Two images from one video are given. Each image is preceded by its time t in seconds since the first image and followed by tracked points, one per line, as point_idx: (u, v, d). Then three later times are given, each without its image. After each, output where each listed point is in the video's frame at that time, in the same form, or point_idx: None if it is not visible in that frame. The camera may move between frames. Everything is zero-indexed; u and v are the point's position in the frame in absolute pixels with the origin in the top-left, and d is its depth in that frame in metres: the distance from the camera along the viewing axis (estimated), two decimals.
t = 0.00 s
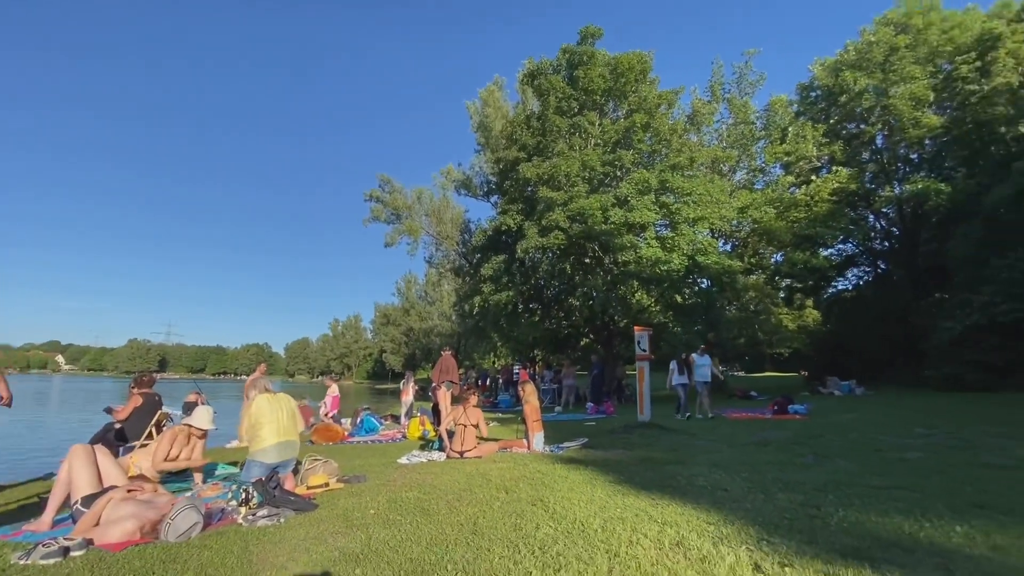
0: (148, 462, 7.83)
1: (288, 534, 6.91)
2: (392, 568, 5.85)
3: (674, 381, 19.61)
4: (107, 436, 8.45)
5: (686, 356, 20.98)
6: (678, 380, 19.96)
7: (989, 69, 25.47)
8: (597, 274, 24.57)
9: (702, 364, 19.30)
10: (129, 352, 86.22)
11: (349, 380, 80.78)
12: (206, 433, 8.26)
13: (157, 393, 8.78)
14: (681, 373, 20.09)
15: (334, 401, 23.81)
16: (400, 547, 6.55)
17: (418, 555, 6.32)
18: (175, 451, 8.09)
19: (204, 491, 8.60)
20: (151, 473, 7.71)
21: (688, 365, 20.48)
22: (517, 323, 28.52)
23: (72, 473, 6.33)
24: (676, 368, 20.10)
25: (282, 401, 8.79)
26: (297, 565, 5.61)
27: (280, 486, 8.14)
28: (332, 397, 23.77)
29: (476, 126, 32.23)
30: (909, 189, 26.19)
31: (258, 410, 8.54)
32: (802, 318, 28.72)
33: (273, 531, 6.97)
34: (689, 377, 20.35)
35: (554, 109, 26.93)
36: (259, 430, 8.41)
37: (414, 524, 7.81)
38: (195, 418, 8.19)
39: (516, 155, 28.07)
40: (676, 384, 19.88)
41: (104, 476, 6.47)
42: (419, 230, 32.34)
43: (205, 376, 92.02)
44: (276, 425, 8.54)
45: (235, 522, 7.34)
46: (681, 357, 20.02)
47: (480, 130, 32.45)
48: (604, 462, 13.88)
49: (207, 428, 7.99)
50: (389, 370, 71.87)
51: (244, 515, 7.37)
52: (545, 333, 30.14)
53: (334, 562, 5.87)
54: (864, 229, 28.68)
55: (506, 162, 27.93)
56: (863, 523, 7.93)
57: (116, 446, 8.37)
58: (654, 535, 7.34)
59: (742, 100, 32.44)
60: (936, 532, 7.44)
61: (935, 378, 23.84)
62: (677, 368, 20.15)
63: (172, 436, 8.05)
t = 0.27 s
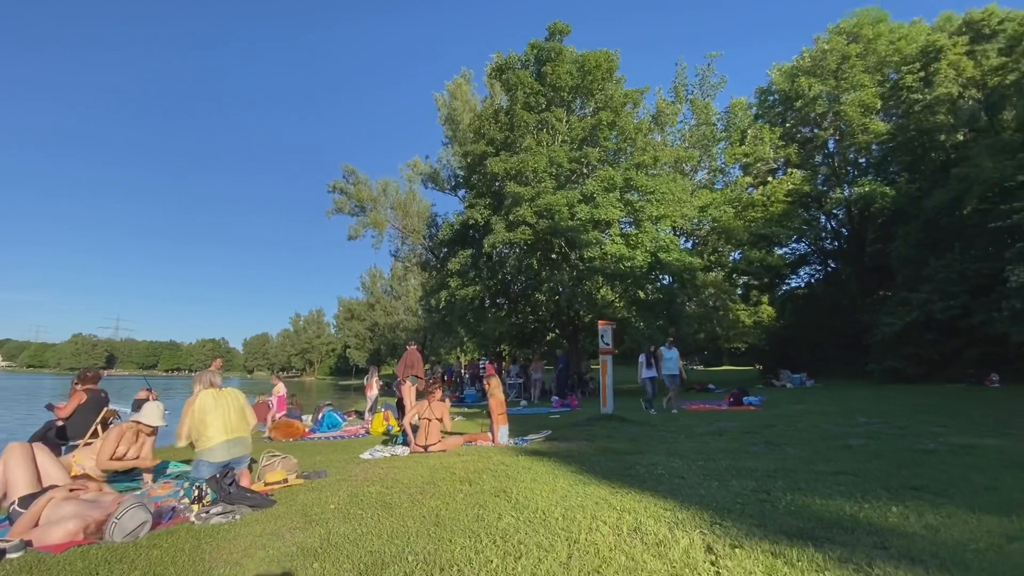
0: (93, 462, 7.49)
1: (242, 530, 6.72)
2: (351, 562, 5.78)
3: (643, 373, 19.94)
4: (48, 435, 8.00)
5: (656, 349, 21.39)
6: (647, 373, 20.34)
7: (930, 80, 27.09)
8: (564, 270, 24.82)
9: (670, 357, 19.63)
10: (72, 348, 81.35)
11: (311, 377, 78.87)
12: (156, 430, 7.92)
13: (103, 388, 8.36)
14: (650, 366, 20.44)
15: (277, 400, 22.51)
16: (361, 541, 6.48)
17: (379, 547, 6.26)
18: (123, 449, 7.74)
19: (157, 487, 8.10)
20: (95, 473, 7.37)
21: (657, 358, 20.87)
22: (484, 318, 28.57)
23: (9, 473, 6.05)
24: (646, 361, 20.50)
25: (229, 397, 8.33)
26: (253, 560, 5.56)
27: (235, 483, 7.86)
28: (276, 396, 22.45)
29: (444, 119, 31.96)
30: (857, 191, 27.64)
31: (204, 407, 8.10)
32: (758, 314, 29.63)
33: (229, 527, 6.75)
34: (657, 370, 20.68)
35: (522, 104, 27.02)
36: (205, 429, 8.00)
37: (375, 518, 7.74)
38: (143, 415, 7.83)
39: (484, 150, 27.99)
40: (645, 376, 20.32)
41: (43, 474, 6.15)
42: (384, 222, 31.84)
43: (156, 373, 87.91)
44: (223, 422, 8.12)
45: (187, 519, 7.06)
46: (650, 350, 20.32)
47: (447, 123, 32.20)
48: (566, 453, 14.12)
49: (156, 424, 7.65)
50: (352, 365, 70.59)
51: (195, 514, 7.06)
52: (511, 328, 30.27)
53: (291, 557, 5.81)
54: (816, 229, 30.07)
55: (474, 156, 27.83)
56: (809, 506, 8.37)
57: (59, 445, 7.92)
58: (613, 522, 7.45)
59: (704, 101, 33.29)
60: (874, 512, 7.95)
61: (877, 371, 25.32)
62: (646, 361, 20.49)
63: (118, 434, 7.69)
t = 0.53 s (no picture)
0: (34, 461, 6.99)
1: (197, 528, 6.47)
2: (312, 556, 5.68)
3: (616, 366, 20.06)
4: None
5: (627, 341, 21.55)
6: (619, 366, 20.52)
7: (880, 88, 28.49)
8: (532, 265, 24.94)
9: (642, 350, 19.85)
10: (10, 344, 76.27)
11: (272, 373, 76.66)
12: (104, 427, 7.46)
13: (47, 384, 7.83)
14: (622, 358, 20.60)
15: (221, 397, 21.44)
16: (322, 535, 6.36)
17: (341, 541, 6.14)
18: (66, 448, 7.25)
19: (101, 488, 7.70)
20: (36, 473, 6.87)
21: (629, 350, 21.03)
22: (452, 313, 28.45)
23: None
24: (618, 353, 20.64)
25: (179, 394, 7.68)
26: (207, 558, 5.53)
27: (191, 480, 7.48)
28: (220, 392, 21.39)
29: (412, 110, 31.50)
30: (811, 192, 28.85)
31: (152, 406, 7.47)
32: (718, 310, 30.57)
33: (182, 525, 6.52)
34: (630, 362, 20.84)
35: (491, 98, 26.93)
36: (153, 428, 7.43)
37: (337, 513, 7.62)
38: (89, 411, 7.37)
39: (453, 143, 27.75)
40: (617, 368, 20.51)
41: None
42: (349, 214, 31.15)
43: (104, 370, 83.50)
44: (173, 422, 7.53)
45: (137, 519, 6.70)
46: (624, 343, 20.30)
47: (415, 115, 31.76)
48: (533, 445, 14.26)
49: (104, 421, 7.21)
50: (316, 361, 69.02)
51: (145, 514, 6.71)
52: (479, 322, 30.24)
53: (249, 553, 5.72)
54: (774, 228, 31.24)
55: (442, 149, 27.56)
56: (763, 491, 8.73)
57: None
58: (576, 509, 7.54)
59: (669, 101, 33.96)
60: (823, 495, 8.38)
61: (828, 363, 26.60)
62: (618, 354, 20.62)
63: (62, 432, 7.21)
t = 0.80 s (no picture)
0: None
1: (149, 526, 6.20)
2: (273, 551, 5.57)
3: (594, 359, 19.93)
4: None
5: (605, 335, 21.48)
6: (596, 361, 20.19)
7: (837, 93, 29.71)
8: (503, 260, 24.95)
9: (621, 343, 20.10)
10: None
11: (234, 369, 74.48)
12: (51, 422, 7.24)
13: None
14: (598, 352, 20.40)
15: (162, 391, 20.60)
16: (284, 530, 6.21)
17: (304, 535, 6.01)
18: (12, 445, 6.98)
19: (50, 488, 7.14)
20: None
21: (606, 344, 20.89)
22: (422, 307, 28.17)
23: None
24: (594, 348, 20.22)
25: (135, 389, 7.21)
26: (161, 555, 5.39)
27: (147, 477, 7.07)
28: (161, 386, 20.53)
29: (381, 101, 31.00)
30: (773, 192, 29.81)
31: (104, 404, 6.95)
32: (683, 305, 31.36)
33: (136, 523, 6.20)
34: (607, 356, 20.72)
35: (462, 90, 26.79)
36: (109, 426, 6.93)
37: (300, 508, 7.46)
38: (34, 406, 7.13)
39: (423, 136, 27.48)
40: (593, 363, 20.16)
41: None
42: (316, 206, 30.43)
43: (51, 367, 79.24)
44: (133, 416, 7.08)
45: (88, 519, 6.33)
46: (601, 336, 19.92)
47: (385, 106, 31.26)
48: (501, 437, 14.34)
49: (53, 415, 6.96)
50: (280, 357, 67.42)
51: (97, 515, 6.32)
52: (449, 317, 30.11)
53: (206, 549, 5.57)
54: (737, 226, 32.18)
55: (413, 141, 27.24)
56: (723, 477, 9.04)
57: None
58: (543, 498, 7.60)
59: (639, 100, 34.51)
60: (780, 480, 8.69)
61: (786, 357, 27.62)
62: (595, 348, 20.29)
63: (6, 429, 6.95)
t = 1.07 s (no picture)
0: None
1: (103, 523, 5.97)
2: (235, 545, 5.46)
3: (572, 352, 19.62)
4: None
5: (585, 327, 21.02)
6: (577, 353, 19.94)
7: (801, 95, 30.68)
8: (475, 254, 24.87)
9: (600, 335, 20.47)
10: None
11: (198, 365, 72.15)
12: None
13: None
14: (577, 344, 20.26)
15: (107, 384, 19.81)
16: (248, 524, 6.08)
17: (267, 529, 5.90)
18: None
19: None
20: None
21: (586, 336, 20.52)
22: (393, 301, 27.88)
23: None
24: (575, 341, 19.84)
25: (89, 383, 6.91)
26: (118, 552, 5.28)
27: (103, 473, 6.82)
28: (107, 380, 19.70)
29: (352, 90, 30.41)
30: (739, 190, 30.62)
31: (57, 400, 6.65)
32: (652, 301, 31.99)
33: (90, 520, 5.98)
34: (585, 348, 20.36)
35: (435, 82, 26.54)
36: (62, 422, 6.64)
37: (265, 502, 7.33)
38: None
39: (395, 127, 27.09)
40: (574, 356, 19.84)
41: None
42: (283, 197, 29.69)
43: None
44: (88, 411, 6.79)
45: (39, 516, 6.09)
46: (584, 327, 19.79)
47: (356, 95, 30.68)
48: (472, 430, 14.37)
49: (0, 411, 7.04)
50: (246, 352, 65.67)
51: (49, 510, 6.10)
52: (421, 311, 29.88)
53: (165, 545, 5.44)
54: (704, 223, 32.97)
55: (385, 132, 26.82)
56: (687, 465, 9.30)
57: None
58: (513, 488, 7.67)
59: (611, 97, 34.89)
60: (740, 467, 9.00)
61: (750, 351, 28.49)
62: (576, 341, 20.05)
63: None
